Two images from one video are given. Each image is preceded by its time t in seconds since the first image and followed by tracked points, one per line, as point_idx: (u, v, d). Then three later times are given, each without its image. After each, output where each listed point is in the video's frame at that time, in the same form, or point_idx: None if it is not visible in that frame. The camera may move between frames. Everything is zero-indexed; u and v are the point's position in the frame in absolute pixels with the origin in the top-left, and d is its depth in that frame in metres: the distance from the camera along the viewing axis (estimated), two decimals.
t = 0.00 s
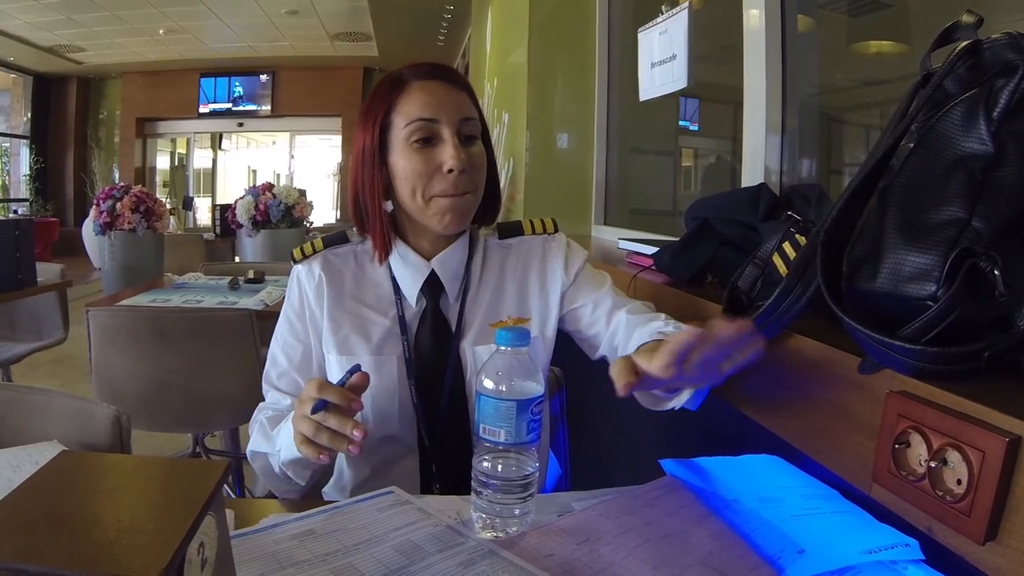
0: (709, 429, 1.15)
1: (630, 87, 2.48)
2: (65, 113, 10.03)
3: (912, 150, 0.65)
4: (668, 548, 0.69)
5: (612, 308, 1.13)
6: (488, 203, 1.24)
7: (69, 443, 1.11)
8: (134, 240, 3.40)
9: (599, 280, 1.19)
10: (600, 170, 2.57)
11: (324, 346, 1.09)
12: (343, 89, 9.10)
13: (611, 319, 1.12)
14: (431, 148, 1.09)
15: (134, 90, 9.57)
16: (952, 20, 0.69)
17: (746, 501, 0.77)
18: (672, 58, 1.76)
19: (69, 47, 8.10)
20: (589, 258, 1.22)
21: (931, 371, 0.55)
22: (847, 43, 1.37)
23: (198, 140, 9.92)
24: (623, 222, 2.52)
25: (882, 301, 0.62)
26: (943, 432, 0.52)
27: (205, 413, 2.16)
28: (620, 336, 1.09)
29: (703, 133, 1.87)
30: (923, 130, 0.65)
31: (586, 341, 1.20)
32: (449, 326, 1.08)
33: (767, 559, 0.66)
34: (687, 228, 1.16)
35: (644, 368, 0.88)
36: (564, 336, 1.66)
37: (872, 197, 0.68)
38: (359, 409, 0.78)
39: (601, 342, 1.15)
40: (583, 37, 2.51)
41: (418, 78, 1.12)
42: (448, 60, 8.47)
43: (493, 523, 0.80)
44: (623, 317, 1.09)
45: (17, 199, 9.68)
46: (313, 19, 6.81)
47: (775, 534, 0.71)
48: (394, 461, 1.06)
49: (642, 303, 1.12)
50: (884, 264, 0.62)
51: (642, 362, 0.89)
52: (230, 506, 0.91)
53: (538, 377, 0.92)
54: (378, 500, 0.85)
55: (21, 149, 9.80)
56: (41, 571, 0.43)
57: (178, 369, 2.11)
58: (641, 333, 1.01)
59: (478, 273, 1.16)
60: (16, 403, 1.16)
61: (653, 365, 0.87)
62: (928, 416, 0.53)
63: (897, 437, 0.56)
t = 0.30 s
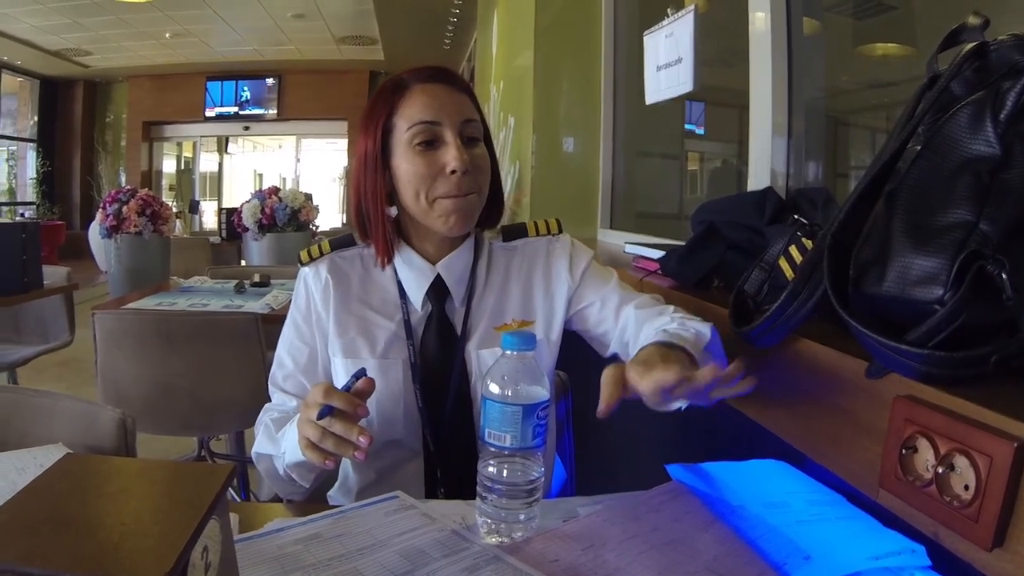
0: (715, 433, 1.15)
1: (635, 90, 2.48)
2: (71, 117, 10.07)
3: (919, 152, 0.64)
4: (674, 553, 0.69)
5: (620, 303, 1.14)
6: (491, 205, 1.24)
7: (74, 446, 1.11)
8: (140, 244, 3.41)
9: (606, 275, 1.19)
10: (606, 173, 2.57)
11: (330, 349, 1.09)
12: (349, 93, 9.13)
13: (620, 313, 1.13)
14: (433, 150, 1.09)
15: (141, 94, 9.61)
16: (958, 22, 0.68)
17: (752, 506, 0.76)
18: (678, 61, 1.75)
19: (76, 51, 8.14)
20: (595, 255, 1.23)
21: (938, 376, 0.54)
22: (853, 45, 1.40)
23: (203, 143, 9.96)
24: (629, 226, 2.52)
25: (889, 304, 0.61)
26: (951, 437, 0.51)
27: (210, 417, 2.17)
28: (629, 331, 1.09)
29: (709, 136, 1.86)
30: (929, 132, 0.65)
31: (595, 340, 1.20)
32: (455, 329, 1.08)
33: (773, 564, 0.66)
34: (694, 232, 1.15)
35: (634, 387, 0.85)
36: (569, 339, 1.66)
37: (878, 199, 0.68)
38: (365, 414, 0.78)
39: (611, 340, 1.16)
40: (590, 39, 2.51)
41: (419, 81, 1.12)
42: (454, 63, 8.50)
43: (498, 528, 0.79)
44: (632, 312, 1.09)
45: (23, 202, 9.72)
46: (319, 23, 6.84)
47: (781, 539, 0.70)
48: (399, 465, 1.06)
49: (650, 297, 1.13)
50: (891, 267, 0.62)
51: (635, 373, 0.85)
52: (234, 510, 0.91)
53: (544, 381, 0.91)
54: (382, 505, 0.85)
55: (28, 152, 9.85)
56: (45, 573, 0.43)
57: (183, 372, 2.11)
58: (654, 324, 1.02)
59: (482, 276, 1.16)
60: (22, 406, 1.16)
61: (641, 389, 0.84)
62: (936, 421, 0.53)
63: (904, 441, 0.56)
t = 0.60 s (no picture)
0: (712, 450, 1.14)
1: (643, 103, 2.48)
2: (81, 110, 10.11)
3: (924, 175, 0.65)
4: (665, 569, 0.68)
5: (622, 308, 1.13)
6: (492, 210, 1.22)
7: (68, 438, 1.11)
8: (143, 239, 3.42)
9: (606, 280, 1.19)
10: (611, 186, 2.56)
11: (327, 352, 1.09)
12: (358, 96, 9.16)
13: (621, 320, 1.12)
14: (436, 155, 1.09)
15: (150, 90, 9.65)
16: (967, 46, 0.69)
17: (746, 524, 0.76)
18: (686, 76, 1.77)
19: (89, 44, 8.19)
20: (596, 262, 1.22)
21: (934, 399, 0.54)
22: (862, 65, 1.36)
23: (210, 141, 9.99)
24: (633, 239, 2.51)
25: (887, 326, 0.61)
26: (945, 461, 0.51)
27: (205, 414, 2.16)
28: (632, 338, 1.07)
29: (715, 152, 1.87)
30: (935, 156, 0.65)
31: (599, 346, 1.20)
32: (452, 336, 1.08)
33: None
34: (695, 246, 1.15)
35: (645, 406, 0.80)
36: (569, 350, 1.66)
37: (882, 221, 0.68)
38: (355, 419, 0.78)
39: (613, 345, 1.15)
40: (600, 53, 2.55)
41: (424, 87, 1.12)
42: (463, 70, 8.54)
43: (489, 537, 0.79)
44: (634, 317, 1.08)
45: (29, 193, 9.74)
46: (331, 26, 6.87)
47: (774, 558, 0.69)
48: (393, 470, 1.05)
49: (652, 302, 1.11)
50: (891, 288, 0.61)
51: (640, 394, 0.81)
52: (225, 509, 0.90)
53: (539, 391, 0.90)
54: (374, 509, 0.85)
55: (35, 143, 9.88)
56: (32, 564, 0.43)
57: (181, 369, 2.11)
58: (656, 332, 1.00)
59: (482, 284, 1.16)
60: (18, 395, 1.16)
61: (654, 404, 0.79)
62: (932, 444, 0.53)
63: (900, 463, 0.56)
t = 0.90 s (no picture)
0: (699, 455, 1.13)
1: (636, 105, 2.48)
2: (75, 106, 10.05)
3: (913, 181, 0.64)
4: None
5: (606, 308, 1.12)
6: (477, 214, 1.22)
7: (50, 440, 1.10)
8: (135, 236, 3.38)
9: (591, 282, 1.17)
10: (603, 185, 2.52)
11: (308, 354, 1.07)
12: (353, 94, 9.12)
13: (608, 317, 1.11)
14: (422, 157, 1.08)
15: (145, 86, 9.60)
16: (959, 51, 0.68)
17: (727, 533, 0.75)
18: (678, 78, 1.76)
19: (83, 40, 8.13)
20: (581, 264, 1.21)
21: (919, 411, 0.53)
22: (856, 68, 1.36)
23: (205, 138, 9.93)
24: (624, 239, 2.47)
25: (873, 335, 0.61)
26: (926, 475, 0.50)
27: (192, 413, 2.14)
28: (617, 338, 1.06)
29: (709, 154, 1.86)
30: (924, 162, 0.64)
31: (583, 348, 1.18)
32: (433, 339, 1.06)
33: None
34: (684, 249, 1.14)
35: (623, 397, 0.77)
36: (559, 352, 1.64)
37: (869, 227, 0.67)
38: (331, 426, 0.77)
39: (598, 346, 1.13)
40: (594, 54, 2.55)
41: (411, 89, 1.11)
42: (458, 69, 8.51)
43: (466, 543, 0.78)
44: (618, 316, 1.07)
45: (22, 189, 9.68)
46: (326, 24, 6.85)
47: (755, 567, 0.68)
48: (373, 473, 1.04)
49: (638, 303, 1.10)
50: (877, 297, 0.61)
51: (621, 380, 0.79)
52: (201, 512, 0.89)
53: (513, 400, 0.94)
54: (352, 514, 0.84)
55: (28, 139, 9.81)
56: None
57: (169, 367, 2.08)
58: (642, 330, 0.98)
59: (465, 287, 1.15)
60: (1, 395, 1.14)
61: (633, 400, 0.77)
62: (913, 457, 0.52)
63: (881, 476, 0.55)
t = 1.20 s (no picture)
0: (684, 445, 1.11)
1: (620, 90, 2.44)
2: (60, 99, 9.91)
3: (894, 168, 0.62)
4: None
5: (577, 299, 1.10)
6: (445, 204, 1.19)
7: (27, 440, 1.14)
8: (121, 230, 3.31)
9: (562, 271, 1.15)
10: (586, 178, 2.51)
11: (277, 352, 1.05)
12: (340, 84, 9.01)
13: (577, 309, 1.09)
14: (388, 147, 1.05)
15: (131, 78, 9.47)
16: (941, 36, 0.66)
17: (702, 531, 0.73)
18: (660, 64, 1.72)
19: (67, 33, 8.01)
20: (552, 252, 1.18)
21: (894, 411, 0.52)
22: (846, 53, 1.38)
23: (193, 129, 9.79)
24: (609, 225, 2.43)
25: (849, 328, 0.59)
26: (901, 478, 0.48)
27: (175, 409, 2.09)
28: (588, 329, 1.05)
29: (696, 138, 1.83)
30: (905, 149, 0.62)
31: (553, 337, 1.16)
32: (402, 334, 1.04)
33: None
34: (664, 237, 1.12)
35: (574, 404, 0.72)
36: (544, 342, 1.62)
37: (848, 215, 0.65)
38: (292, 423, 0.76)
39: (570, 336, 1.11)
40: (577, 40, 2.51)
41: (378, 78, 1.08)
42: (447, 57, 8.41)
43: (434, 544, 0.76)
44: (589, 307, 1.06)
45: (9, 184, 9.56)
46: (312, 13, 6.76)
47: (730, 566, 0.66)
48: (346, 470, 1.02)
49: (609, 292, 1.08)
50: (854, 291, 0.59)
51: (572, 385, 0.73)
52: (166, 515, 0.87)
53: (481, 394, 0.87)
54: (319, 514, 0.82)
55: (15, 133, 9.69)
56: None
57: (152, 364, 2.04)
58: (609, 322, 0.97)
59: (432, 279, 1.11)
60: None
61: (582, 406, 0.71)
62: (888, 459, 0.50)
63: (855, 477, 0.53)
